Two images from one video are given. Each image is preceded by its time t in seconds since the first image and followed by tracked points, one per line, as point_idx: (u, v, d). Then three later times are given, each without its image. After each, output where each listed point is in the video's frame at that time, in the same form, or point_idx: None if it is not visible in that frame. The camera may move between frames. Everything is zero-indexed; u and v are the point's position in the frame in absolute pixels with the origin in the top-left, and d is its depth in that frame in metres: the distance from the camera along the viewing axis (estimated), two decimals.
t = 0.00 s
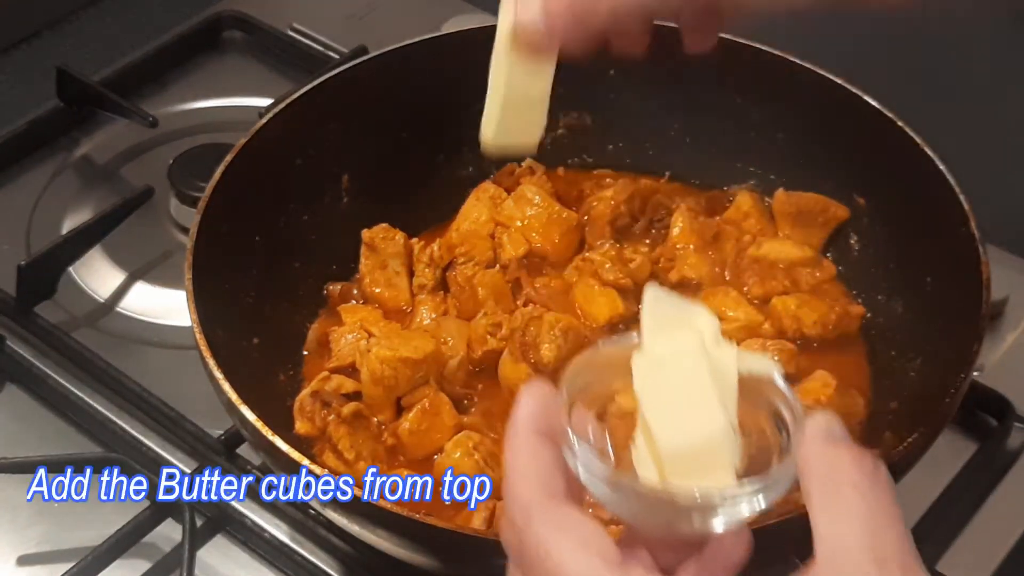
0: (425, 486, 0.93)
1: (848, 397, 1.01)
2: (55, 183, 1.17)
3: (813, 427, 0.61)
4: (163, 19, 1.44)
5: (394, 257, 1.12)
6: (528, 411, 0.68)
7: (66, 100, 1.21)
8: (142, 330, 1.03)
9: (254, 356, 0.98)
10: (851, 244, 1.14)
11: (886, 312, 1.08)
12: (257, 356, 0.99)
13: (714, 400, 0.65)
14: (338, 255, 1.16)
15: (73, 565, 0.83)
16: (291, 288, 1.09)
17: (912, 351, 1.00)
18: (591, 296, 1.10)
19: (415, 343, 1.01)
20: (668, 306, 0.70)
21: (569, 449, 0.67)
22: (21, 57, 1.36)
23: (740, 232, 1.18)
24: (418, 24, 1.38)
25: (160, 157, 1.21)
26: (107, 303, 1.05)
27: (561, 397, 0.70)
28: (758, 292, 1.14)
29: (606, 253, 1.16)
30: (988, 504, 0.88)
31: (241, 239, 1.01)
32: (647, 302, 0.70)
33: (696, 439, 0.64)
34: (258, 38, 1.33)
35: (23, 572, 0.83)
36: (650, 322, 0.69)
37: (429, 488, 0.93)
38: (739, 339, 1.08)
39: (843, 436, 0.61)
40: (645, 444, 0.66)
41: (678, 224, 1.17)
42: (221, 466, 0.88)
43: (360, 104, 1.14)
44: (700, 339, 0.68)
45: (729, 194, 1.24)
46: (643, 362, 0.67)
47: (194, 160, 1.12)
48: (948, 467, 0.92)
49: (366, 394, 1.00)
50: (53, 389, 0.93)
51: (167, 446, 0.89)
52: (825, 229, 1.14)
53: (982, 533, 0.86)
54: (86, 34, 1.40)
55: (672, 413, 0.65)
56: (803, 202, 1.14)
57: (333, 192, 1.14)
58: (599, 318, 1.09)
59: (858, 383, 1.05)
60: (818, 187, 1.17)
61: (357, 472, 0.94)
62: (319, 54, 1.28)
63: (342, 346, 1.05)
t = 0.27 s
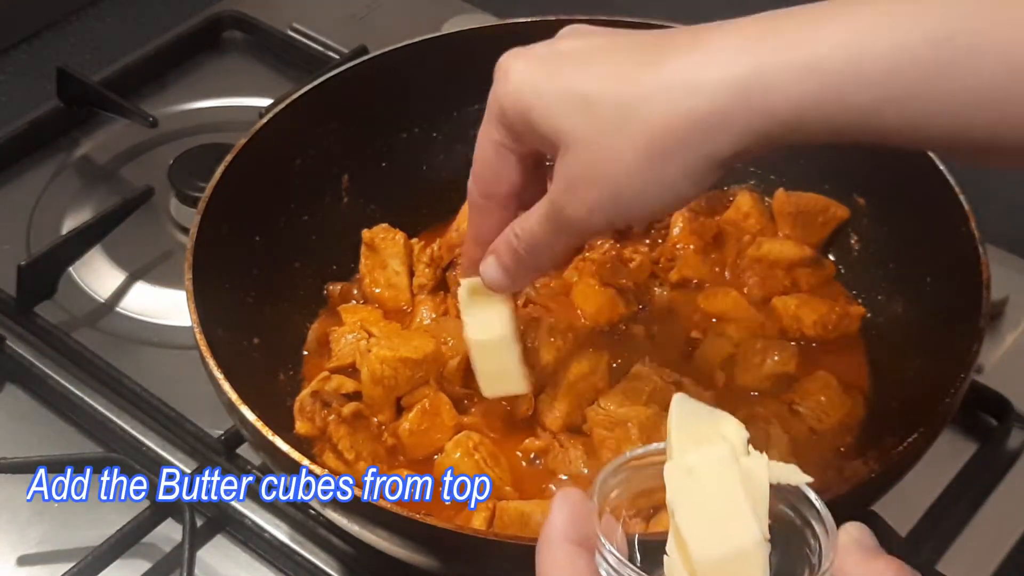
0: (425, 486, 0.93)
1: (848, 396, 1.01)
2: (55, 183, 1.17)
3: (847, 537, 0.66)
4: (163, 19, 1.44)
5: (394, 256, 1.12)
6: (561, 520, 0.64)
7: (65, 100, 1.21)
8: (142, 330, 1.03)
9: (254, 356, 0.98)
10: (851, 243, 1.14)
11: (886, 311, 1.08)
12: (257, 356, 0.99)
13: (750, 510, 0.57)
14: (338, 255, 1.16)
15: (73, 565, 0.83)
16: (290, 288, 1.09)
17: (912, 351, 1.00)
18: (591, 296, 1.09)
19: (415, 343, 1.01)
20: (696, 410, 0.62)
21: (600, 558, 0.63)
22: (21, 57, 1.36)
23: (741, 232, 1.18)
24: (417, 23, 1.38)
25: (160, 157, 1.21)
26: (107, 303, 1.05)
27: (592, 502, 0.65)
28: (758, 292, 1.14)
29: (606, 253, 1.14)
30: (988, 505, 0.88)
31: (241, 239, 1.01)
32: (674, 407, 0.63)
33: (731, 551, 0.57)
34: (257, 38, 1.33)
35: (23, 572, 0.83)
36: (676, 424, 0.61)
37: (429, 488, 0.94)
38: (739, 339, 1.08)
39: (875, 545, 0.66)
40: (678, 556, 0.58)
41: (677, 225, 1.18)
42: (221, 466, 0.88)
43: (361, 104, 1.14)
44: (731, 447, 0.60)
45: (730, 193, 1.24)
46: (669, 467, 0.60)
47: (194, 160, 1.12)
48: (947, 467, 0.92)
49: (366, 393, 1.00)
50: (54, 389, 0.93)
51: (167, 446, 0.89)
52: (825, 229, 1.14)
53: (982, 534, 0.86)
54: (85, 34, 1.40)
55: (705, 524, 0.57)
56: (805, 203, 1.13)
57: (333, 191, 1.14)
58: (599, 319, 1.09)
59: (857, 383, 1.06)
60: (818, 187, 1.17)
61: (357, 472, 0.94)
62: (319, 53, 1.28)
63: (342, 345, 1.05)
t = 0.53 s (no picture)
0: (425, 486, 0.93)
1: (849, 396, 1.01)
2: (55, 183, 1.17)
3: (873, 492, 0.65)
4: (163, 19, 1.44)
5: (394, 256, 1.13)
6: (594, 462, 0.67)
7: (65, 100, 1.21)
8: (142, 330, 1.03)
9: (254, 356, 0.98)
10: (851, 243, 1.14)
11: (886, 312, 1.08)
12: (257, 356, 0.99)
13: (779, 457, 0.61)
14: (338, 255, 1.16)
15: (73, 565, 0.83)
16: (290, 288, 1.09)
17: (913, 351, 1.00)
18: (591, 295, 1.10)
19: (415, 342, 1.01)
20: (729, 367, 0.67)
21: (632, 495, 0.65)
22: (21, 57, 1.36)
23: (740, 232, 1.18)
24: (417, 24, 1.38)
25: (160, 157, 1.22)
26: (107, 303, 1.05)
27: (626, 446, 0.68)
28: (758, 292, 1.14)
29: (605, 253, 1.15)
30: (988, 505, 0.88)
31: (241, 239, 1.01)
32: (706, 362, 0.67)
33: (761, 495, 0.60)
34: (257, 38, 1.33)
35: (22, 573, 0.83)
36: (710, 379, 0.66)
37: (430, 488, 0.93)
38: (739, 339, 1.08)
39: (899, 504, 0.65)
40: (705, 498, 0.62)
41: (677, 225, 1.19)
42: (221, 466, 0.88)
43: (361, 104, 1.14)
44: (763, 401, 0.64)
45: (729, 194, 1.24)
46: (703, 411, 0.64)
47: (194, 160, 1.12)
48: (948, 467, 0.92)
49: (366, 393, 1.00)
50: (54, 389, 0.93)
51: (166, 446, 0.89)
52: (825, 228, 1.14)
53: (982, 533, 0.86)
54: (85, 34, 1.40)
55: (734, 465, 0.61)
56: (804, 202, 1.13)
57: (333, 191, 1.14)
58: (599, 318, 1.09)
59: (858, 384, 1.05)
60: (818, 187, 1.17)
61: (357, 472, 0.94)
62: (319, 53, 1.28)
63: (342, 345, 1.05)
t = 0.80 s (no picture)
0: (425, 486, 0.93)
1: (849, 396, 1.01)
2: (56, 183, 1.17)
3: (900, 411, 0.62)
4: (163, 18, 1.44)
5: (394, 256, 1.13)
6: (631, 363, 0.66)
7: (65, 100, 1.21)
8: (142, 330, 1.03)
9: (254, 356, 0.98)
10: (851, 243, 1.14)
11: (886, 312, 1.08)
12: (257, 356, 0.99)
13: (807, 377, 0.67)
14: (338, 255, 1.16)
15: (73, 565, 0.83)
16: (291, 288, 1.09)
17: (913, 351, 1.00)
18: (591, 296, 1.10)
19: (414, 343, 1.01)
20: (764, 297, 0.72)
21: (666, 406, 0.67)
22: (21, 57, 1.36)
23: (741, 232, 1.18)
24: (417, 24, 1.38)
25: (160, 157, 1.21)
26: (107, 303, 1.05)
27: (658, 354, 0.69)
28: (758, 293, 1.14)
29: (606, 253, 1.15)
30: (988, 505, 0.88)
31: (241, 239, 1.01)
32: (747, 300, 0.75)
33: (789, 407, 0.66)
34: (257, 38, 1.33)
35: (23, 573, 0.83)
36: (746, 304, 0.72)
37: (430, 488, 0.94)
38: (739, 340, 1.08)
39: (927, 423, 0.62)
40: (737, 410, 0.68)
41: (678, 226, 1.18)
42: (221, 467, 0.88)
43: (361, 104, 1.14)
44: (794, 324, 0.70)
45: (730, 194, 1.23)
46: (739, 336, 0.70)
47: (194, 160, 1.12)
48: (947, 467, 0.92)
49: (366, 393, 1.00)
50: (54, 389, 0.93)
51: (167, 446, 0.89)
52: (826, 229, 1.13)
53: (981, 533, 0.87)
54: (85, 34, 1.40)
55: (764, 381, 0.67)
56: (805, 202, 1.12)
57: (333, 192, 1.14)
58: (599, 319, 1.10)
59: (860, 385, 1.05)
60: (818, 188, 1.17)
61: (357, 472, 0.94)
62: (319, 53, 1.28)
63: (342, 346, 1.05)
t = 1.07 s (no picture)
0: (425, 486, 0.93)
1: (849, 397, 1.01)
2: (56, 183, 1.17)
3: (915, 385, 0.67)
4: (164, 18, 1.44)
5: (394, 256, 1.13)
6: (648, 335, 0.69)
7: (65, 100, 1.21)
8: (142, 330, 1.03)
9: (254, 356, 0.98)
10: (851, 243, 1.14)
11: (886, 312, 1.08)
12: (257, 356, 0.99)
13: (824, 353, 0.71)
14: (338, 255, 1.16)
15: (73, 565, 0.83)
16: (291, 288, 1.09)
17: (913, 351, 1.00)
18: (591, 295, 1.11)
19: (414, 343, 1.01)
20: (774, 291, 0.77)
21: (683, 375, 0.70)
22: (21, 57, 1.36)
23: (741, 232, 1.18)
24: (417, 23, 1.38)
25: (160, 157, 1.21)
26: (107, 303, 1.05)
27: (675, 327, 0.71)
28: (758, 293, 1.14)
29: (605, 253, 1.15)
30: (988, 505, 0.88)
31: (241, 239, 1.01)
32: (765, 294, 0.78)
33: (802, 381, 0.70)
34: (258, 38, 1.33)
35: (23, 572, 0.84)
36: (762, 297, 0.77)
37: (430, 488, 0.94)
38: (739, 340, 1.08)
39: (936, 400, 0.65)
40: (752, 382, 0.72)
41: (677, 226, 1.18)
42: (221, 466, 0.88)
43: (361, 104, 1.14)
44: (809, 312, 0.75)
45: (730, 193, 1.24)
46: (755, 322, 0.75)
47: (194, 160, 1.12)
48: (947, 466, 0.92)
49: (366, 393, 1.00)
50: (54, 389, 0.93)
51: (167, 446, 0.89)
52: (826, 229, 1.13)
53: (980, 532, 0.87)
54: (85, 34, 1.40)
55: (780, 358, 0.71)
56: (805, 203, 1.13)
57: (333, 192, 1.14)
58: (599, 319, 1.10)
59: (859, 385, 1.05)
60: (818, 188, 1.17)
61: (357, 472, 0.94)
62: (319, 53, 1.28)
63: (342, 346, 1.06)
